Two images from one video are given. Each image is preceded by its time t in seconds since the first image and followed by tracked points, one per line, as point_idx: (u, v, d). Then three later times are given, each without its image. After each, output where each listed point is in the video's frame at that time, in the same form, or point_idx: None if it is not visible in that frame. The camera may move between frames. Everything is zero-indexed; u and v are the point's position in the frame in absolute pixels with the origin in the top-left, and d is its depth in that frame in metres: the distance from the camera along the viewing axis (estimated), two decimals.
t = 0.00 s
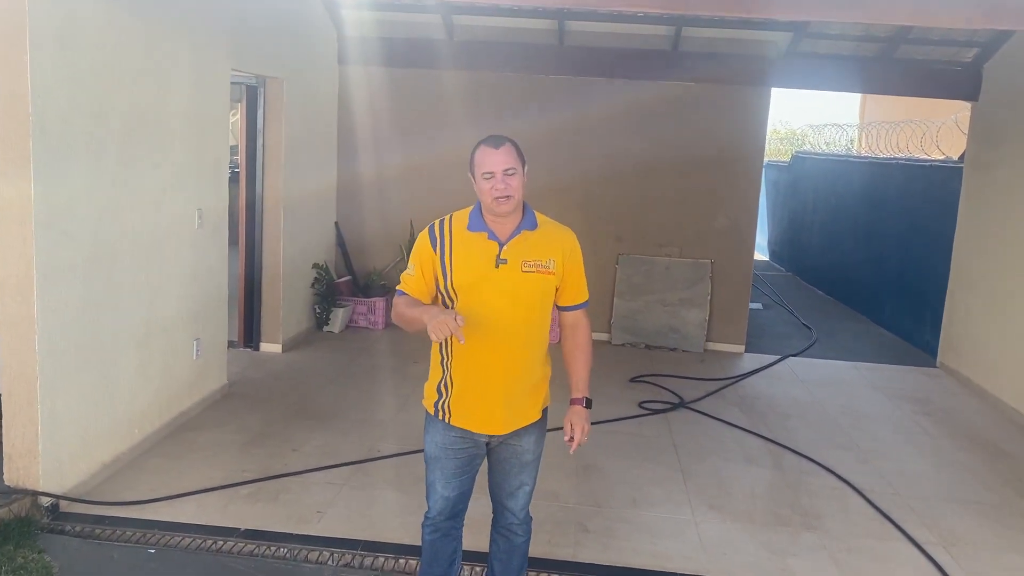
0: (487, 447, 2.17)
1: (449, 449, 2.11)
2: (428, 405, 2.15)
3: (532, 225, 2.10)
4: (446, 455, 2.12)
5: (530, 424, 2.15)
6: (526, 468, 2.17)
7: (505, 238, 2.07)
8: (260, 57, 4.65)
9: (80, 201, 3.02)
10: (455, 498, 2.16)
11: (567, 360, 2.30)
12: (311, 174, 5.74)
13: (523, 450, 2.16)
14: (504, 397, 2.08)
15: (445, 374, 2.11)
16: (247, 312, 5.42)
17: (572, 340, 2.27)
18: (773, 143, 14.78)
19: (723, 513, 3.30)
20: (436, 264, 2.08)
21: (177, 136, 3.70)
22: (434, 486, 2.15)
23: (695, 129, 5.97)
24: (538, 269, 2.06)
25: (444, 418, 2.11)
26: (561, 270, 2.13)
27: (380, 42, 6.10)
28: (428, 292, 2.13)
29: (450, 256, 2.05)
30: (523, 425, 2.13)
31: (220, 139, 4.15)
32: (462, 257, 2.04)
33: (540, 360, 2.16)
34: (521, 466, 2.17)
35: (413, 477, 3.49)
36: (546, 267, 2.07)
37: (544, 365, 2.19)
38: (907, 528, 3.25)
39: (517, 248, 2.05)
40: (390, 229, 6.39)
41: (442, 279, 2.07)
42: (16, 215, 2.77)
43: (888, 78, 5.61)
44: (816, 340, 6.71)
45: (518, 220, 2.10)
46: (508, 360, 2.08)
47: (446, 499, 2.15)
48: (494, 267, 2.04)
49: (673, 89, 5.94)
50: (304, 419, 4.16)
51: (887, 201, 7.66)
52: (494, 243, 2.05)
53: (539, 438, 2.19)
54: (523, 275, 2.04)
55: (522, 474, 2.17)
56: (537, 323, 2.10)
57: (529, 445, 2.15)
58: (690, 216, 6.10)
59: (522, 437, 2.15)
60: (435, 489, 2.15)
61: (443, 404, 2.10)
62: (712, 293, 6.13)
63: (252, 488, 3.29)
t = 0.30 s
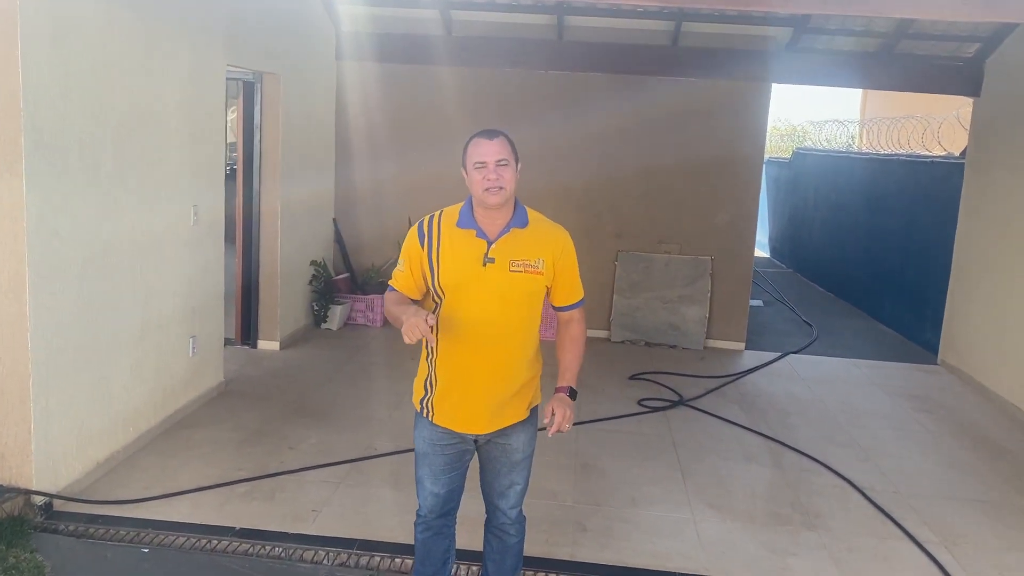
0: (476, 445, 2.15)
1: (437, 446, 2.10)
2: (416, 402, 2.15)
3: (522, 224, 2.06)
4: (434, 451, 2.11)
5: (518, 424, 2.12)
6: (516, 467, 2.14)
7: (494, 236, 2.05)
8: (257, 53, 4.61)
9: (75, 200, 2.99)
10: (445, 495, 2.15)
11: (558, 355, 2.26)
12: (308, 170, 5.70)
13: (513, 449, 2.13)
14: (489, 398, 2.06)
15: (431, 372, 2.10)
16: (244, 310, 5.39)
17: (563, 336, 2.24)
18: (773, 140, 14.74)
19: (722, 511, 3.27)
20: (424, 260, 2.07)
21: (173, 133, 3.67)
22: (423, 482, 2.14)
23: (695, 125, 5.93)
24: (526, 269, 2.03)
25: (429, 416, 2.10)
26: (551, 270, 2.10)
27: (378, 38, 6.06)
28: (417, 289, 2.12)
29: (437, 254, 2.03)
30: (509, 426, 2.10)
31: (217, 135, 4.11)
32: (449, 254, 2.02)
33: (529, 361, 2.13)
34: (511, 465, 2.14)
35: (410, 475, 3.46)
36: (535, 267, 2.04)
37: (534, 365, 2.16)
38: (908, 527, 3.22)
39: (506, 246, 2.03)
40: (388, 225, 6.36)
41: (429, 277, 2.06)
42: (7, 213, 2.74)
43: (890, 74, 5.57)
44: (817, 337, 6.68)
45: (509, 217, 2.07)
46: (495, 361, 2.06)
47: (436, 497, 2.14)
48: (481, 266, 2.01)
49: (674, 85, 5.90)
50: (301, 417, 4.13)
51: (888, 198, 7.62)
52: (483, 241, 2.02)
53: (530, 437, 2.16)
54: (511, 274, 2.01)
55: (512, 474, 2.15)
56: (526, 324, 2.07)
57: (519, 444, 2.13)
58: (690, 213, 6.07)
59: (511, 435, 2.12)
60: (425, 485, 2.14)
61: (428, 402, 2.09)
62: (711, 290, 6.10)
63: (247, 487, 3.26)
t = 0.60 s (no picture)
0: (463, 450, 2.08)
1: (423, 450, 2.04)
2: (403, 402, 2.09)
3: (504, 208, 2.03)
4: (419, 456, 2.05)
5: (507, 426, 2.05)
6: (504, 474, 2.06)
7: (475, 221, 2.02)
8: (250, 47, 4.53)
9: (58, 195, 2.92)
10: (432, 502, 2.08)
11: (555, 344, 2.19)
12: (306, 166, 5.63)
13: (502, 455, 2.05)
14: (476, 389, 2.00)
15: (417, 367, 2.04)
16: (241, 308, 5.33)
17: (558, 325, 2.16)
18: (781, 135, 14.59)
19: (724, 513, 3.18)
20: (405, 251, 2.05)
21: (163, 127, 3.60)
22: (409, 488, 2.07)
23: (698, 118, 5.83)
24: (509, 252, 1.98)
25: (415, 413, 2.04)
26: (537, 255, 2.04)
27: (377, 31, 5.97)
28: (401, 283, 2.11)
29: (417, 241, 2.02)
30: (499, 421, 2.03)
31: (209, 130, 4.04)
32: (429, 241, 2.00)
33: (519, 351, 2.06)
34: (499, 473, 2.06)
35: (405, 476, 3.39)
36: (518, 249, 1.99)
37: (525, 356, 2.09)
38: (915, 529, 3.13)
39: (486, 230, 2.00)
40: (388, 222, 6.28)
41: (410, 266, 2.04)
42: None
43: (898, 65, 5.45)
44: (824, 334, 6.58)
45: (490, 202, 2.04)
46: (481, 349, 2.00)
47: (422, 504, 2.07)
48: (461, 250, 1.98)
49: (677, 78, 5.80)
50: (295, 416, 4.06)
51: (896, 192, 7.49)
52: (463, 226, 2.00)
53: (520, 442, 2.08)
54: (492, 257, 1.97)
55: (501, 481, 2.07)
56: (512, 309, 2.02)
57: (508, 449, 2.05)
58: (694, 207, 5.97)
59: (499, 440, 2.04)
60: (410, 491, 2.08)
61: (414, 397, 2.04)
62: (716, 286, 6.00)
63: (238, 489, 3.19)
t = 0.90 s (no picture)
0: (461, 452, 2.06)
1: (420, 453, 2.02)
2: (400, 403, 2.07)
3: (502, 205, 2.01)
4: (417, 458, 2.03)
5: (506, 428, 2.02)
6: (503, 477, 2.04)
7: (472, 219, 2.00)
8: (249, 45, 4.51)
9: (56, 195, 2.90)
10: (430, 505, 2.06)
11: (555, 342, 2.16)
12: (307, 166, 5.61)
13: (500, 458, 2.03)
14: (474, 389, 1.98)
15: (414, 367, 2.02)
16: (242, 308, 5.31)
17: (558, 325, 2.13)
18: (784, 134, 14.54)
19: (727, 514, 3.15)
20: (402, 250, 2.04)
21: (162, 125, 3.58)
22: (407, 491, 2.05)
23: (701, 116, 5.80)
24: (506, 250, 1.96)
25: (413, 414, 2.01)
26: (535, 253, 2.02)
27: (377, 31, 5.95)
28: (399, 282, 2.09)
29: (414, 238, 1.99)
30: (496, 420, 2.00)
31: (208, 130, 4.03)
32: (425, 239, 1.98)
33: (517, 351, 2.04)
34: (497, 475, 2.04)
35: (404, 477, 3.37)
36: (515, 247, 1.97)
37: (523, 356, 2.06)
38: (920, 531, 3.09)
39: (484, 228, 1.97)
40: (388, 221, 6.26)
41: (408, 265, 2.01)
42: None
43: (902, 63, 5.40)
44: (827, 333, 6.54)
45: (487, 199, 2.02)
46: (479, 349, 1.98)
47: (420, 506, 2.05)
48: (458, 248, 1.96)
49: (679, 76, 5.77)
50: (295, 417, 4.04)
51: (900, 191, 7.45)
52: (460, 223, 1.98)
53: (518, 444, 2.06)
54: (489, 255, 1.95)
55: (499, 484, 2.05)
56: (510, 308, 1.99)
57: (506, 452, 2.03)
58: (697, 206, 5.94)
59: (498, 443, 2.02)
60: (409, 494, 2.06)
61: (412, 398, 2.01)
62: (719, 286, 5.97)
63: (237, 490, 3.17)
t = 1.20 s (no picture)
0: (464, 456, 2.04)
1: (422, 457, 2.00)
2: (402, 406, 2.05)
3: (505, 206, 1.99)
4: (420, 462, 2.01)
5: (509, 431, 2.00)
6: (506, 481, 2.03)
7: (475, 219, 1.99)
8: (250, 45, 4.50)
9: (57, 197, 2.89)
10: (434, 509, 2.04)
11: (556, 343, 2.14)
12: (308, 166, 5.59)
13: (503, 462, 2.01)
14: (476, 390, 1.96)
15: (415, 368, 2.01)
16: (244, 309, 5.30)
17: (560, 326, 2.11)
18: (787, 133, 14.52)
19: (731, 517, 3.13)
20: (404, 251, 2.02)
21: (163, 127, 3.57)
22: (409, 495, 2.04)
23: (704, 116, 5.78)
24: (508, 250, 1.94)
25: (415, 416, 2.00)
26: (538, 254, 2.00)
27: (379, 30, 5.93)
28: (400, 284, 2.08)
29: (416, 240, 1.98)
30: (497, 422, 1.99)
31: (210, 131, 4.01)
32: (428, 239, 1.96)
33: (519, 352, 2.02)
34: (500, 479, 2.02)
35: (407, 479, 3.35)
36: (518, 247, 1.95)
37: (526, 357, 2.04)
38: (926, 533, 3.07)
39: (486, 228, 1.96)
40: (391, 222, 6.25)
41: (410, 265, 2.00)
42: None
43: (906, 61, 5.37)
44: (831, 334, 6.51)
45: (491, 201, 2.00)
46: (481, 350, 1.96)
47: (423, 511, 2.04)
48: (460, 248, 1.94)
49: (682, 75, 5.75)
50: (298, 418, 4.02)
51: (904, 190, 7.42)
52: (462, 224, 1.97)
53: (521, 448, 2.04)
54: (492, 255, 1.94)
55: (502, 488, 2.03)
56: (512, 308, 1.97)
57: (510, 456, 2.01)
58: (700, 206, 5.91)
59: (501, 446, 2.00)
60: (411, 498, 2.04)
61: (413, 400, 2.00)
62: (723, 286, 5.94)
63: (239, 492, 3.16)
